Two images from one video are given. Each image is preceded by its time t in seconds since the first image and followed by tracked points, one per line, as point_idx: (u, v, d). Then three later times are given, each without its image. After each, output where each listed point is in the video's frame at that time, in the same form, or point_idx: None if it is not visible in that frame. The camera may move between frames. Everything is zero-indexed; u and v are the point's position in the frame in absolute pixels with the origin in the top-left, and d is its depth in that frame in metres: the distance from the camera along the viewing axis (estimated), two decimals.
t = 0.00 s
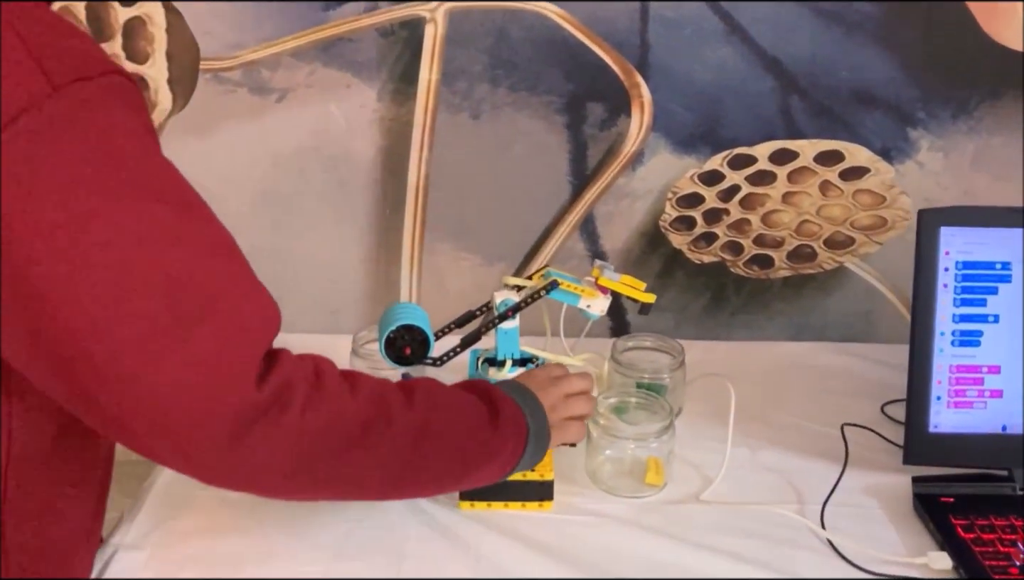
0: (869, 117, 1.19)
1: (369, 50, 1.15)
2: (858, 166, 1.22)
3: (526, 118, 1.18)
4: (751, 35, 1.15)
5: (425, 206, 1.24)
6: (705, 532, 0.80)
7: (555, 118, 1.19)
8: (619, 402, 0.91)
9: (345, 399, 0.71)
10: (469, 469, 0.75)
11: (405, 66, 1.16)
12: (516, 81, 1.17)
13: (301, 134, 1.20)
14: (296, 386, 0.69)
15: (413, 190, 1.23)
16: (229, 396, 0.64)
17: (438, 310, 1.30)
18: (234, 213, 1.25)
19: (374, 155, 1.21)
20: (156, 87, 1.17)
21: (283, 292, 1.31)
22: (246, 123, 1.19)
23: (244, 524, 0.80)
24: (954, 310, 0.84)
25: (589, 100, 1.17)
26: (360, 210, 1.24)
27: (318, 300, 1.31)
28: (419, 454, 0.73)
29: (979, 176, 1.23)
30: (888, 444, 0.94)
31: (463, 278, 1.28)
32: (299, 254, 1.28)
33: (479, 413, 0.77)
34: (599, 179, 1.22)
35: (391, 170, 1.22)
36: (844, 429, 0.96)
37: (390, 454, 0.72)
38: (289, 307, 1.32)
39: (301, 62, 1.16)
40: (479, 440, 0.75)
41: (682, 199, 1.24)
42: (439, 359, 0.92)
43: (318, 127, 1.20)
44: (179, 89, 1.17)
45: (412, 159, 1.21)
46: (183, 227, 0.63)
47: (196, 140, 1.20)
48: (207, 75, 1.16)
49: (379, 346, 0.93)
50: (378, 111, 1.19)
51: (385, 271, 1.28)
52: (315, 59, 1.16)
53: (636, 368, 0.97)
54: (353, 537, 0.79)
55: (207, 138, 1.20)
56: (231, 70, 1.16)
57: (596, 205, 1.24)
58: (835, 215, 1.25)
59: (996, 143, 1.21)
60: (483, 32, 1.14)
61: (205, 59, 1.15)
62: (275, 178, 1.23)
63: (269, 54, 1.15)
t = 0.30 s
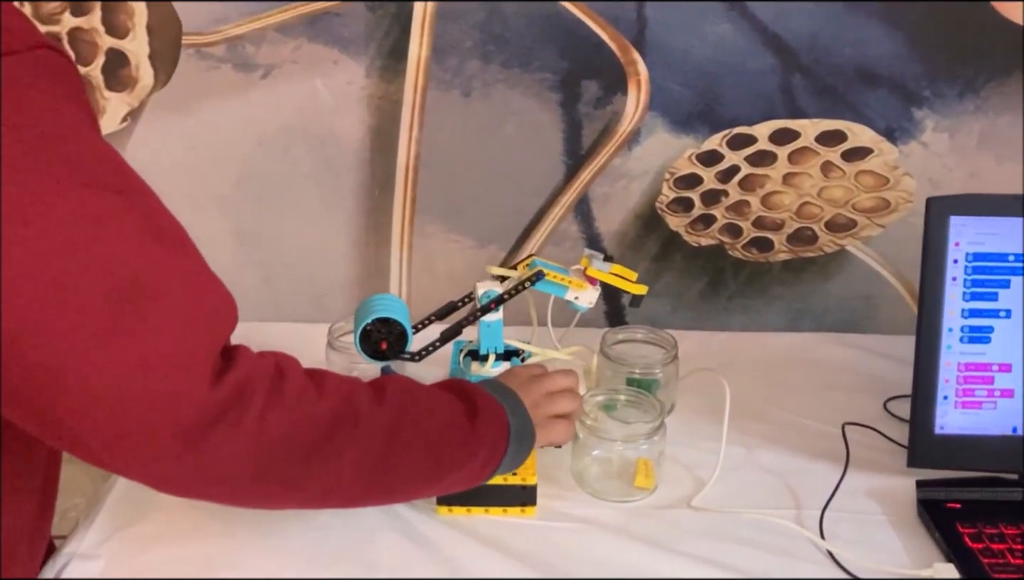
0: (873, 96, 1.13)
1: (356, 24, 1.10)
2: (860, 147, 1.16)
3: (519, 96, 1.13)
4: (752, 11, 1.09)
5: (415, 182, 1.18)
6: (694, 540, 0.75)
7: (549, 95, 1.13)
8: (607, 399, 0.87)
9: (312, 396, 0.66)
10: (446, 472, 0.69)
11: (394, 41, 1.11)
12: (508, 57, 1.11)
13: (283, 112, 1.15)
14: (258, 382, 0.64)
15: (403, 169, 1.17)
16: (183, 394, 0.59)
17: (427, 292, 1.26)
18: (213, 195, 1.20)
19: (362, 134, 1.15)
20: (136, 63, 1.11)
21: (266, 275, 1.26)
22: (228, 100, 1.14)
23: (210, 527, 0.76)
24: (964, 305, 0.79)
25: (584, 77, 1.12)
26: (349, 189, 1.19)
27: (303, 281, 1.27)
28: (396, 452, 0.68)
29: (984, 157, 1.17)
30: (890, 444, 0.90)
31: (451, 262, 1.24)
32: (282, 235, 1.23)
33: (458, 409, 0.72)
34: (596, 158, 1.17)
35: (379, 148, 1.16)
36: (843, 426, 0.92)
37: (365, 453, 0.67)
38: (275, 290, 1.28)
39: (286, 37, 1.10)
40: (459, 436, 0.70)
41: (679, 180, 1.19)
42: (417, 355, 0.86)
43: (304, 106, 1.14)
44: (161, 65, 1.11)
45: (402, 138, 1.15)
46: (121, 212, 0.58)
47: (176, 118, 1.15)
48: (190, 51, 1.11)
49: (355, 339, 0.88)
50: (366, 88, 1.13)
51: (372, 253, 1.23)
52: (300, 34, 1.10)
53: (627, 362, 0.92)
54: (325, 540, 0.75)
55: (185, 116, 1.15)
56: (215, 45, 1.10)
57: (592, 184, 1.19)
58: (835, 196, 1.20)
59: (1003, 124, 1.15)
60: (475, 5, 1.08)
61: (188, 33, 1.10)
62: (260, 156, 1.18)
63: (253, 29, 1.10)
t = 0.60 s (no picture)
0: (882, 74, 1.08)
1: None
2: (868, 128, 1.11)
3: (515, 74, 1.08)
4: None
5: (409, 167, 1.14)
6: (686, 549, 0.71)
7: (547, 74, 1.08)
8: (598, 397, 0.82)
9: (208, 418, 0.65)
10: (359, 487, 0.67)
11: (388, 18, 1.05)
12: (504, 35, 1.06)
13: (271, 91, 1.10)
14: (150, 407, 0.64)
15: (396, 151, 1.13)
16: (56, 417, 0.59)
17: (421, 276, 1.23)
18: (199, 176, 1.16)
19: (355, 114, 1.11)
20: (121, 40, 1.05)
21: (256, 259, 1.23)
22: (215, 78, 1.09)
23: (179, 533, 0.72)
24: (976, 301, 0.75)
25: (582, 55, 1.07)
26: (340, 171, 1.15)
27: (293, 265, 1.23)
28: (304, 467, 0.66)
29: (997, 138, 1.12)
30: (896, 444, 0.85)
31: (446, 243, 1.20)
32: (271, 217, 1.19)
33: (386, 416, 0.69)
34: (596, 138, 1.13)
35: (371, 129, 1.12)
36: (849, 426, 0.87)
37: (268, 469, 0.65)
38: (266, 273, 1.24)
39: (276, 14, 1.05)
40: (380, 448, 0.68)
41: (681, 161, 1.14)
42: (400, 349, 0.82)
43: (294, 84, 1.10)
44: (148, 42, 1.06)
45: (395, 118, 1.11)
46: None
47: (163, 97, 1.11)
48: (177, 28, 1.06)
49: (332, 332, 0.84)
50: (359, 67, 1.08)
51: (366, 235, 1.20)
52: (290, 10, 1.05)
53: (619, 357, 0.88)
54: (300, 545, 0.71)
55: (170, 95, 1.10)
56: (203, 22, 1.06)
57: (591, 165, 1.14)
58: (841, 178, 1.15)
59: (1016, 104, 1.10)
60: None
61: (175, 9, 1.05)
62: (247, 136, 1.13)
63: (243, 4, 1.05)
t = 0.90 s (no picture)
0: (893, 51, 1.04)
1: None
2: (877, 106, 1.08)
3: (514, 51, 1.07)
4: None
5: (404, 149, 1.14)
6: (674, 560, 0.66)
7: (545, 51, 1.07)
8: (584, 394, 0.77)
9: None
10: None
11: None
12: (501, 10, 1.05)
13: (263, 68, 1.11)
14: None
15: (390, 130, 1.13)
16: None
17: (414, 259, 1.22)
18: (190, 155, 1.18)
19: (348, 91, 1.11)
20: (107, 19, 1.09)
21: (246, 241, 1.23)
22: (206, 56, 1.11)
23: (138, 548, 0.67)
24: (988, 294, 0.69)
25: (583, 31, 1.05)
26: (333, 155, 1.15)
27: (285, 247, 1.23)
28: (110, 551, 0.64)
29: (1012, 117, 1.08)
30: (904, 445, 0.80)
31: (442, 223, 1.19)
32: (264, 198, 1.20)
33: (126, 535, 0.65)
34: (597, 117, 1.11)
35: (365, 106, 1.12)
36: (850, 426, 0.82)
37: (69, 558, 0.63)
38: (259, 256, 1.24)
39: None
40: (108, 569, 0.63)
41: (684, 140, 1.12)
42: (374, 345, 0.77)
43: (285, 62, 1.10)
44: (132, 18, 1.09)
45: (389, 95, 1.11)
46: None
47: (154, 74, 1.12)
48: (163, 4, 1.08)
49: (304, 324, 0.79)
50: (351, 44, 1.08)
51: (361, 217, 1.20)
52: None
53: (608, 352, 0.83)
54: (264, 559, 0.66)
55: (160, 73, 1.12)
56: None
57: (591, 145, 1.13)
58: (850, 158, 1.11)
59: None
60: None
61: None
62: (240, 116, 1.14)
63: None
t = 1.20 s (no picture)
0: (901, 27, 1.00)
1: None
2: (885, 85, 1.03)
3: (510, 29, 1.03)
4: None
5: (399, 131, 1.11)
6: (662, 568, 0.63)
7: (543, 29, 1.03)
8: (569, 393, 0.73)
9: None
10: None
11: None
12: None
13: (251, 49, 1.07)
14: None
15: (385, 112, 1.10)
16: None
17: (408, 245, 1.18)
18: (180, 139, 1.14)
19: (341, 71, 1.07)
20: None
21: (239, 225, 1.20)
22: (194, 37, 1.07)
23: (101, 555, 0.64)
24: (998, 289, 0.65)
25: (581, 8, 1.01)
26: (327, 136, 1.12)
27: (277, 231, 1.20)
28: None
29: None
30: (908, 445, 0.76)
31: (436, 209, 1.16)
32: (257, 182, 1.16)
33: None
34: (596, 97, 1.07)
35: (357, 87, 1.08)
36: (851, 424, 0.79)
37: None
38: (252, 240, 1.21)
39: None
40: None
41: (686, 121, 1.07)
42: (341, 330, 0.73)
43: (276, 42, 1.06)
44: None
45: (383, 75, 1.07)
46: None
47: (142, 56, 1.09)
48: None
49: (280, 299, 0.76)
50: (343, 22, 1.04)
51: (355, 201, 1.16)
52: None
53: (596, 347, 0.80)
54: (229, 568, 0.63)
55: (146, 55, 1.09)
56: None
57: (590, 127, 1.08)
58: (857, 138, 1.07)
59: None
60: None
61: None
62: (230, 97, 1.10)
63: None
